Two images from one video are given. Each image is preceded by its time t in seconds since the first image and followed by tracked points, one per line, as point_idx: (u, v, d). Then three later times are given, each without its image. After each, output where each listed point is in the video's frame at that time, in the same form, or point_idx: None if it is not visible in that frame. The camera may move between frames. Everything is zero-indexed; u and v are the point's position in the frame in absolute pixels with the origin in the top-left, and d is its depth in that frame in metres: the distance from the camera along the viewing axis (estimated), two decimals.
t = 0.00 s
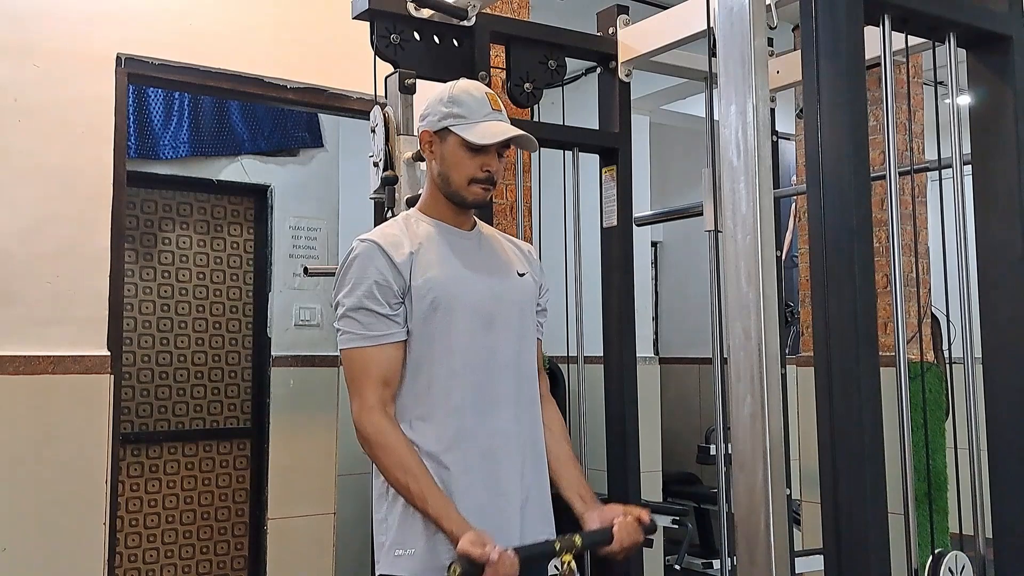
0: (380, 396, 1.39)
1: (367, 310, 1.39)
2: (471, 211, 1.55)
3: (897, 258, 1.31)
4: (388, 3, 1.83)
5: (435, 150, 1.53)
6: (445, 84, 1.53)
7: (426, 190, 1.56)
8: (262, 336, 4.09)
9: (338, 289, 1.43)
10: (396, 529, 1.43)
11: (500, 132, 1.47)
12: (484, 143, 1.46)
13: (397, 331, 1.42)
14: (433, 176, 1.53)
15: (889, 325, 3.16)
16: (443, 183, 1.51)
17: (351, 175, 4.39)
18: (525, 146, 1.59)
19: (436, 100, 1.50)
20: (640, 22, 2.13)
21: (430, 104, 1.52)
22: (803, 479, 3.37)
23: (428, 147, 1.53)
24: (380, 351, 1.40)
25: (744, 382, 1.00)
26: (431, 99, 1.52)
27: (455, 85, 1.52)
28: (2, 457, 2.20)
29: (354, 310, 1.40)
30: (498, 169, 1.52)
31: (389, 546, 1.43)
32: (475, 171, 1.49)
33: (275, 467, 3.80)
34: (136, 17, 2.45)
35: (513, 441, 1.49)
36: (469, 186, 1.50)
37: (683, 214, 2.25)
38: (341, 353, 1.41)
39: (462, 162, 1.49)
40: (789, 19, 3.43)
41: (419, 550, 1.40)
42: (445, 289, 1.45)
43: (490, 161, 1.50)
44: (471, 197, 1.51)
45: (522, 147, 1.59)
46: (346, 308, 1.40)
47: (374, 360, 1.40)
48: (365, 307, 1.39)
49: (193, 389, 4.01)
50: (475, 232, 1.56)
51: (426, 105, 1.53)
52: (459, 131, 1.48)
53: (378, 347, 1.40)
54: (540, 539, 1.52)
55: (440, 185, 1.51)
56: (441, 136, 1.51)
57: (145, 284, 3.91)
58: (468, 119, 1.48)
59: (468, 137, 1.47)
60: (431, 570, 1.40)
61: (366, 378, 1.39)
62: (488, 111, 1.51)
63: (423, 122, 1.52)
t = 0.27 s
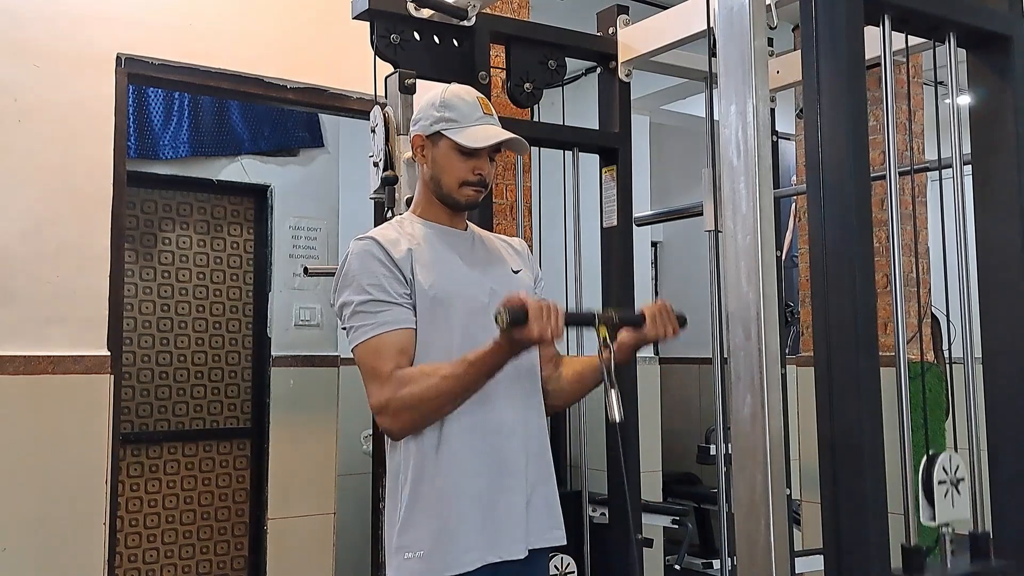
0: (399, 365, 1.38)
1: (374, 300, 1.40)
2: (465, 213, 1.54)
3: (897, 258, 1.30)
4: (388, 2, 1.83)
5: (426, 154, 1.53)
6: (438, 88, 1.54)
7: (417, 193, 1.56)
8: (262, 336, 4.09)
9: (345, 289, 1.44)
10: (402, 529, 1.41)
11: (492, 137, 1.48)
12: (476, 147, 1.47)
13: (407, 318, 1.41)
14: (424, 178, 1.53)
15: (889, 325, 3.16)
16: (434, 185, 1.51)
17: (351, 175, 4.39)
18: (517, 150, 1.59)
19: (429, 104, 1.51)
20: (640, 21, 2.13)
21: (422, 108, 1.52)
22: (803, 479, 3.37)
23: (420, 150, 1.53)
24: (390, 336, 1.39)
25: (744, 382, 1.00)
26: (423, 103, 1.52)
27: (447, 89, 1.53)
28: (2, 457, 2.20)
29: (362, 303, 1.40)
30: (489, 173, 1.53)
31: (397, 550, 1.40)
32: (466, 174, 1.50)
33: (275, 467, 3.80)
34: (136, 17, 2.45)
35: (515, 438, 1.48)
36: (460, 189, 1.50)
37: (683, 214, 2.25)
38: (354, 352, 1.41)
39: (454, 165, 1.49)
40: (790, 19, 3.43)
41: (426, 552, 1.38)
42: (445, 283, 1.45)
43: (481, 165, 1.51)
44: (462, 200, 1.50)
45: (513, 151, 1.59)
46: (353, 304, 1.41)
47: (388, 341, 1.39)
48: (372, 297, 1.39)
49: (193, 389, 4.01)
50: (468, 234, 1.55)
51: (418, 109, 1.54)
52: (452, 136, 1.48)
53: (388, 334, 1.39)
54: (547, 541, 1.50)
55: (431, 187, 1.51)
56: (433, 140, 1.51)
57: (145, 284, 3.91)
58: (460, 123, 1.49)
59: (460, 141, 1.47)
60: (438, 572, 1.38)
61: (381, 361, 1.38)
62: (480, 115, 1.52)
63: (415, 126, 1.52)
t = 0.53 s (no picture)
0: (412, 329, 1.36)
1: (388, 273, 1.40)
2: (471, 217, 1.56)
3: (897, 258, 1.30)
4: (388, 2, 1.83)
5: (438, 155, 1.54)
6: (454, 88, 1.52)
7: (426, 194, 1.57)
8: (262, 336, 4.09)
9: (354, 276, 1.44)
10: (408, 520, 1.40)
11: (503, 148, 1.48)
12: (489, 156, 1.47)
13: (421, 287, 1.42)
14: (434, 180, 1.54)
15: (889, 325, 3.16)
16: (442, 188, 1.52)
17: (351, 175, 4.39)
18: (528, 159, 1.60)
19: (443, 105, 1.49)
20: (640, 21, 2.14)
21: (437, 107, 1.51)
22: (803, 479, 3.37)
23: (431, 152, 1.54)
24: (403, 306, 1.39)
25: (744, 384, 1.00)
26: (438, 102, 1.51)
27: (464, 91, 1.52)
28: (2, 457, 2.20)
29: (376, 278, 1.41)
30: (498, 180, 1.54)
31: (402, 540, 1.39)
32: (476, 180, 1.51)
33: (275, 467, 3.80)
34: (136, 17, 2.45)
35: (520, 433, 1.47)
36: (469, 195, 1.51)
37: (683, 214, 2.25)
38: (374, 337, 1.39)
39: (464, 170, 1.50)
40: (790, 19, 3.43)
41: (431, 544, 1.38)
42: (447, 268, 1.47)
43: (491, 172, 1.52)
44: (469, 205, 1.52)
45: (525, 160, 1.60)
46: (368, 287, 1.41)
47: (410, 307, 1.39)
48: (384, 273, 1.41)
49: (193, 389, 4.02)
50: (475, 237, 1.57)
51: (432, 107, 1.52)
52: (464, 141, 1.48)
53: (406, 301, 1.39)
54: (552, 535, 1.51)
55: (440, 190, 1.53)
56: (445, 142, 1.51)
57: (145, 284, 3.91)
58: (473, 130, 1.49)
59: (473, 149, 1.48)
60: (444, 564, 1.37)
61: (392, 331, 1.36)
62: (494, 122, 1.51)
63: (428, 124, 1.51)
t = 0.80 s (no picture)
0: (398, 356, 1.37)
1: (375, 295, 1.39)
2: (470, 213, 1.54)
3: (897, 259, 1.30)
4: (388, 3, 1.83)
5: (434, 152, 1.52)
6: (449, 87, 1.52)
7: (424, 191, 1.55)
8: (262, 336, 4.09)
9: (347, 286, 1.44)
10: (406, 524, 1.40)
11: (500, 142, 1.47)
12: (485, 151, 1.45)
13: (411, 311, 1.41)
14: (431, 178, 1.52)
15: (889, 325, 3.16)
16: (440, 185, 1.51)
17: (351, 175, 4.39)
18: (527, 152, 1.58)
19: (438, 105, 1.50)
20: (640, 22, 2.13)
21: (432, 107, 1.51)
22: (803, 479, 3.37)
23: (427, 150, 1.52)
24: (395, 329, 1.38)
25: (744, 384, 1.00)
26: (433, 102, 1.51)
27: (459, 89, 1.52)
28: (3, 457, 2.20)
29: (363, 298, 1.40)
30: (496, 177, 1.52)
31: (401, 548, 1.39)
32: (473, 177, 1.49)
33: (275, 466, 3.79)
34: (136, 17, 2.45)
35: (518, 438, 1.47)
36: (467, 192, 1.50)
37: (682, 214, 2.25)
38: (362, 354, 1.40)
39: (462, 167, 1.49)
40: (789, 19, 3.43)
41: (430, 551, 1.38)
42: (445, 281, 1.45)
43: (489, 168, 1.50)
44: (467, 203, 1.50)
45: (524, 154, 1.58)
46: (356, 300, 1.41)
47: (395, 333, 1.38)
48: (375, 293, 1.39)
49: (193, 389, 4.02)
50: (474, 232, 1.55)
51: (428, 106, 1.52)
52: (460, 138, 1.47)
53: (392, 326, 1.38)
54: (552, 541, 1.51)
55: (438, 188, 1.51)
56: (442, 140, 1.50)
57: (145, 284, 3.91)
58: (470, 126, 1.48)
59: (469, 144, 1.46)
60: (443, 571, 1.38)
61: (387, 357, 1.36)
62: (491, 118, 1.50)
63: (424, 124, 1.51)
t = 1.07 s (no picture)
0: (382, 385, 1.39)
1: (363, 308, 1.39)
2: (462, 216, 1.55)
3: (897, 258, 1.30)
4: (388, 3, 1.83)
5: (428, 154, 1.52)
6: (441, 88, 1.53)
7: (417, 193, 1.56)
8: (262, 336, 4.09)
9: (335, 286, 1.43)
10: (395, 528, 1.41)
11: (493, 144, 1.47)
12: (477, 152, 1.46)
13: (398, 326, 1.41)
14: (424, 180, 1.53)
15: (889, 325, 3.15)
16: (433, 187, 1.51)
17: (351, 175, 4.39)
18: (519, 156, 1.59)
19: (431, 105, 1.50)
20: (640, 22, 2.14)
21: (425, 108, 1.52)
22: (803, 480, 3.37)
23: (421, 151, 1.52)
24: (381, 346, 1.39)
25: (743, 384, 1.00)
26: (426, 103, 1.52)
27: (451, 90, 1.52)
28: (3, 456, 2.20)
29: (349, 309, 1.39)
30: (489, 179, 1.52)
31: (391, 551, 1.41)
32: (467, 179, 1.49)
33: (275, 466, 3.79)
34: (136, 17, 2.45)
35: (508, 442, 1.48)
36: (460, 195, 1.50)
37: (682, 214, 2.25)
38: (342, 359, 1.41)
39: (455, 169, 1.49)
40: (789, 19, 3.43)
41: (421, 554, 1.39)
42: (437, 289, 1.44)
43: (482, 171, 1.50)
44: (460, 205, 1.51)
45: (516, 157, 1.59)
46: (340, 307, 1.40)
47: (376, 354, 1.39)
48: (360, 305, 1.39)
49: (193, 389, 4.01)
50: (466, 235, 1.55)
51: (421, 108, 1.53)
52: (453, 139, 1.48)
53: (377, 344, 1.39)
54: (544, 541, 1.51)
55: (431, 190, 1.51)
56: (435, 142, 1.50)
57: (145, 284, 3.91)
58: (463, 128, 1.48)
59: (461, 146, 1.47)
60: (432, 574, 1.39)
61: (367, 367, 1.38)
62: (483, 119, 1.51)
63: (417, 125, 1.51)
